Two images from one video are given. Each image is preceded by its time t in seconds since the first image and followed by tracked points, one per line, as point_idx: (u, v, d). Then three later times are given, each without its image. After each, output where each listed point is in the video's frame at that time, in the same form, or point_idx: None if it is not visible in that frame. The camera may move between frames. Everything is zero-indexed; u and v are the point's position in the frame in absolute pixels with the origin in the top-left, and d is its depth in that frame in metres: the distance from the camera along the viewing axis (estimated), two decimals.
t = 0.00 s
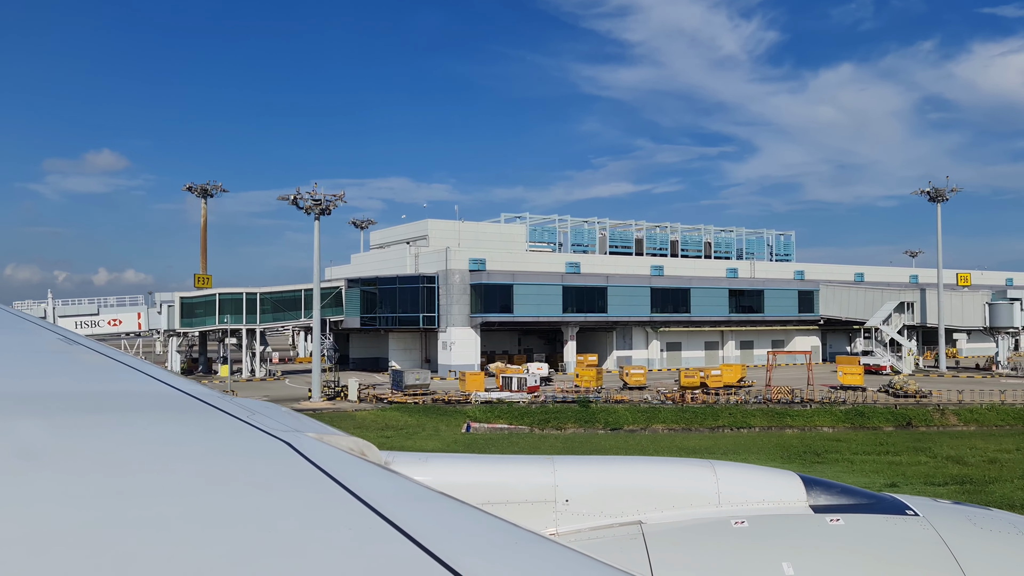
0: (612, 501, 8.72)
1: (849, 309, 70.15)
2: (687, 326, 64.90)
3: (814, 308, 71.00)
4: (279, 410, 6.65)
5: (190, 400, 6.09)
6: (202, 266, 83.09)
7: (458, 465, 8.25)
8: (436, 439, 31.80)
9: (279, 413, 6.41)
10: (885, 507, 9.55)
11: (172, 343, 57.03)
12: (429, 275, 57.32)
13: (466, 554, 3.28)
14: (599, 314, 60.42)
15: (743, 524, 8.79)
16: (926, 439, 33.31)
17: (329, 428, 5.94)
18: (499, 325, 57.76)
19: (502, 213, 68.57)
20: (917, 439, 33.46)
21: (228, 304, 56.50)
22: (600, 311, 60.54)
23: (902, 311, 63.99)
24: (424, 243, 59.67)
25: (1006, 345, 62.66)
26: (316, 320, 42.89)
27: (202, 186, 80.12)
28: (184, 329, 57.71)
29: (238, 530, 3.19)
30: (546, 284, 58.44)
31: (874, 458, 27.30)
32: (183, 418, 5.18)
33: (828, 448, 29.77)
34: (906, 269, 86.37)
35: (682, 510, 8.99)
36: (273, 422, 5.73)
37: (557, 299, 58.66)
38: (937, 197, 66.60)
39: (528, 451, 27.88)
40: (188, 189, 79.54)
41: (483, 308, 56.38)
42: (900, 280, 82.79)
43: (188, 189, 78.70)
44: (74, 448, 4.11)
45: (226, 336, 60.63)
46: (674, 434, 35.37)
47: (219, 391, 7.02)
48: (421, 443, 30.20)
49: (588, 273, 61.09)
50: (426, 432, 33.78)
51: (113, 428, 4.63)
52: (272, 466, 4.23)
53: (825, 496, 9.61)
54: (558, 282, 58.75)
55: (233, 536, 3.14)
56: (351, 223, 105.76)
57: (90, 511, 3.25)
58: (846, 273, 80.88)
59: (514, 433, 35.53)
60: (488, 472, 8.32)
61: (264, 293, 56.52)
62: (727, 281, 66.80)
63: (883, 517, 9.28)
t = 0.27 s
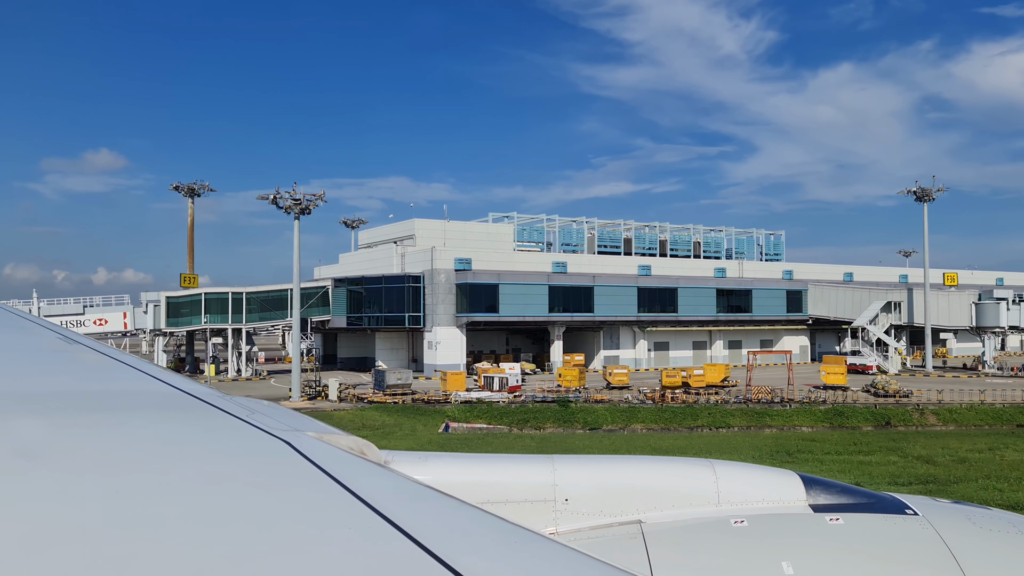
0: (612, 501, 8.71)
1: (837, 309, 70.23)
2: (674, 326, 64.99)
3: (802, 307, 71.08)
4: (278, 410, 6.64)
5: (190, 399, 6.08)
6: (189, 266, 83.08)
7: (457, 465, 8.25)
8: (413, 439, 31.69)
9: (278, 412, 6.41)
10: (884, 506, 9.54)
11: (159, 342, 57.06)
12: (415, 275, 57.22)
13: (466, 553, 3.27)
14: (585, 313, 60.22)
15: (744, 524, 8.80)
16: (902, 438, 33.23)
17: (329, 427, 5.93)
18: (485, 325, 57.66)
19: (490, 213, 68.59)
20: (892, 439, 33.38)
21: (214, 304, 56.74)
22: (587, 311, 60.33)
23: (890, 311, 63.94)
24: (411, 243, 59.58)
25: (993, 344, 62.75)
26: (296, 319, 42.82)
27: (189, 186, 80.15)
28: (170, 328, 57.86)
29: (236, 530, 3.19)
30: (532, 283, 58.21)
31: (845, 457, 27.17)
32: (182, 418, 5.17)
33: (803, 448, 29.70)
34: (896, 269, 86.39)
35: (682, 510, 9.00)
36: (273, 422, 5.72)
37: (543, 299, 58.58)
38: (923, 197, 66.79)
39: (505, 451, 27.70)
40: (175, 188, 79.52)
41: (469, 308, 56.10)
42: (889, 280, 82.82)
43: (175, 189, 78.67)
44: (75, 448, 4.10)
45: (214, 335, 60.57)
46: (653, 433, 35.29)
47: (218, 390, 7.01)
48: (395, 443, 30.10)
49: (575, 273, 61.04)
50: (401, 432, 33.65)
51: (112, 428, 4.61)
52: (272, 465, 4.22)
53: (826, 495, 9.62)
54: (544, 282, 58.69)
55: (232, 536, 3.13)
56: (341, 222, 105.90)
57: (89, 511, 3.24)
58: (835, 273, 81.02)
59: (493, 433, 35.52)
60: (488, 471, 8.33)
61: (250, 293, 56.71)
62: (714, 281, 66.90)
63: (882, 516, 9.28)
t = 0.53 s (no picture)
0: (611, 500, 8.72)
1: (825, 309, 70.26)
2: (662, 325, 64.99)
3: (791, 307, 71.13)
4: (278, 409, 6.63)
5: (190, 399, 6.06)
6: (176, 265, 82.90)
7: (457, 464, 8.25)
8: (389, 438, 31.57)
9: (278, 412, 6.41)
10: (883, 505, 9.55)
11: (144, 343, 57.21)
12: (399, 274, 57.20)
13: (466, 553, 3.27)
14: (572, 314, 60.37)
15: (743, 523, 8.81)
16: (876, 439, 33.18)
17: (329, 427, 5.92)
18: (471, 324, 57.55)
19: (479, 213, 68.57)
20: (866, 439, 33.28)
21: (199, 303, 57.26)
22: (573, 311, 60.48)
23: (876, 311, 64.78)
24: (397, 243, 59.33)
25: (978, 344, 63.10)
26: (275, 320, 42.73)
27: (176, 186, 80.08)
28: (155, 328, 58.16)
29: (235, 529, 3.18)
30: (518, 283, 58.07)
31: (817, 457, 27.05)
32: (181, 418, 5.15)
33: (776, 448, 29.60)
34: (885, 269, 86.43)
35: (681, 510, 9.00)
36: (273, 421, 5.71)
37: (529, 299, 58.57)
38: (909, 196, 66.92)
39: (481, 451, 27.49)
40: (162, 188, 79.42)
41: (455, 308, 55.92)
42: (878, 279, 82.87)
43: (161, 188, 78.50)
44: (74, 448, 4.09)
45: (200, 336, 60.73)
46: (633, 433, 35.21)
47: (218, 389, 7.00)
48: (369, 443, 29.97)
49: (562, 272, 60.99)
50: (377, 433, 33.50)
51: (111, 428, 4.60)
52: (272, 465, 4.21)
53: (825, 494, 9.62)
54: (530, 282, 58.61)
55: (232, 536, 3.13)
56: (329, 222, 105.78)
57: (89, 511, 3.23)
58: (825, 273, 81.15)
59: (471, 433, 35.44)
60: (488, 471, 8.33)
61: (237, 293, 57.12)
62: (701, 280, 66.98)
63: (882, 515, 9.29)
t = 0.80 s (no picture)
0: (611, 500, 8.71)
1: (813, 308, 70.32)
2: (649, 325, 64.98)
3: (779, 307, 71.15)
4: (278, 409, 6.62)
5: (190, 399, 6.06)
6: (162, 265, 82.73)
7: (457, 464, 8.24)
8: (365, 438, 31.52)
9: (278, 412, 6.42)
10: (883, 506, 9.54)
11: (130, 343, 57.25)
12: (385, 274, 57.33)
13: (466, 552, 3.27)
14: (558, 313, 60.31)
15: (742, 523, 8.81)
16: (850, 438, 33.29)
17: (329, 427, 5.91)
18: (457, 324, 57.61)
19: (467, 213, 68.60)
20: (840, 439, 33.34)
21: (185, 303, 57.38)
22: (559, 311, 60.43)
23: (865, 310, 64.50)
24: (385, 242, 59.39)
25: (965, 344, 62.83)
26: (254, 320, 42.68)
27: (162, 186, 80.14)
28: (141, 328, 58.19)
29: (233, 529, 3.18)
30: (503, 283, 58.22)
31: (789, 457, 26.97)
32: (182, 417, 5.15)
33: (749, 448, 29.63)
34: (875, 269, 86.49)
35: (680, 509, 8.99)
36: (273, 421, 5.71)
37: (515, 298, 58.52)
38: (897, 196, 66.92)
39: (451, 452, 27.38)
40: (149, 188, 79.46)
41: (440, 308, 56.03)
42: (868, 280, 82.94)
43: (150, 188, 78.74)
44: (75, 448, 4.09)
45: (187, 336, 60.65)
46: (613, 434, 35.27)
47: (218, 389, 7.00)
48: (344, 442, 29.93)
49: (548, 272, 61.04)
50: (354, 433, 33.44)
51: (110, 427, 4.60)
52: (274, 465, 4.21)
53: (824, 494, 9.62)
54: (516, 281, 58.69)
55: (232, 535, 3.12)
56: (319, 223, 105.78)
57: (88, 511, 3.22)
58: (814, 272, 81.20)
59: (450, 433, 35.43)
60: (487, 471, 8.33)
61: (223, 292, 57.10)
62: (689, 280, 67.05)
63: (880, 515, 9.29)
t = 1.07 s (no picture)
0: (611, 500, 8.71)
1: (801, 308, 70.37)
2: (637, 325, 65.08)
3: (768, 307, 71.22)
4: (276, 409, 6.61)
5: (188, 399, 6.05)
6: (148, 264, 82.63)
7: (456, 464, 8.25)
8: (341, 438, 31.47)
9: (276, 412, 6.41)
10: (882, 506, 9.54)
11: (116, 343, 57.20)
12: (371, 273, 57.47)
13: (465, 552, 3.27)
14: (544, 313, 60.39)
15: (742, 523, 8.81)
16: (824, 438, 33.28)
17: (328, 426, 5.91)
18: (443, 324, 57.74)
19: (455, 213, 68.61)
20: (813, 439, 33.32)
21: (170, 303, 57.33)
22: (546, 311, 60.51)
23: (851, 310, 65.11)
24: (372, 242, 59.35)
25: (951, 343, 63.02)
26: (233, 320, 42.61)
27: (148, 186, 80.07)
28: (127, 328, 58.11)
29: (232, 529, 3.18)
30: (489, 283, 58.30)
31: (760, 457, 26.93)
32: (181, 418, 5.14)
33: (722, 448, 29.50)
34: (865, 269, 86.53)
35: (680, 510, 8.98)
36: (272, 421, 5.70)
37: (501, 298, 58.62)
38: (883, 196, 67.11)
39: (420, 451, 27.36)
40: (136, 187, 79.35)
41: (425, 307, 56.14)
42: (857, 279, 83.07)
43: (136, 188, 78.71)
44: (75, 448, 4.09)
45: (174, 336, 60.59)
46: (592, 434, 35.38)
47: (216, 389, 7.00)
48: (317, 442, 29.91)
49: (535, 272, 61.05)
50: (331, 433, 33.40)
51: (108, 427, 4.59)
52: (273, 465, 4.20)
53: (824, 494, 9.62)
54: (502, 281, 58.79)
55: (230, 535, 3.12)
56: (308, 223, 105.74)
57: (86, 512, 3.22)
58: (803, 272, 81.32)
59: (429, 433, 35.40)
60: (487, 470, 8.33)
61: (208, 292, 57.08)
62: (677, 280, 67.12)
63: (880, 515, 9.29)
